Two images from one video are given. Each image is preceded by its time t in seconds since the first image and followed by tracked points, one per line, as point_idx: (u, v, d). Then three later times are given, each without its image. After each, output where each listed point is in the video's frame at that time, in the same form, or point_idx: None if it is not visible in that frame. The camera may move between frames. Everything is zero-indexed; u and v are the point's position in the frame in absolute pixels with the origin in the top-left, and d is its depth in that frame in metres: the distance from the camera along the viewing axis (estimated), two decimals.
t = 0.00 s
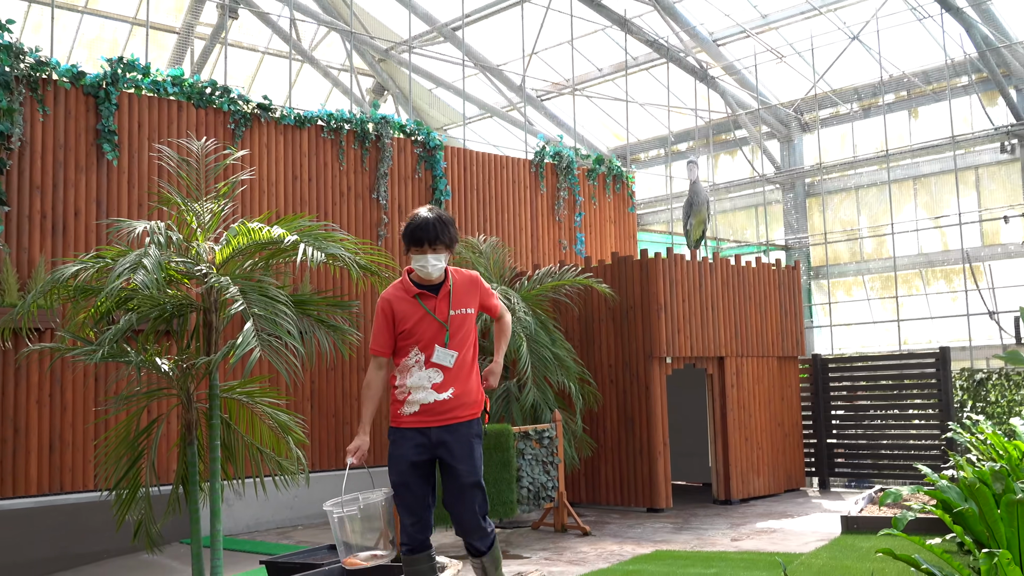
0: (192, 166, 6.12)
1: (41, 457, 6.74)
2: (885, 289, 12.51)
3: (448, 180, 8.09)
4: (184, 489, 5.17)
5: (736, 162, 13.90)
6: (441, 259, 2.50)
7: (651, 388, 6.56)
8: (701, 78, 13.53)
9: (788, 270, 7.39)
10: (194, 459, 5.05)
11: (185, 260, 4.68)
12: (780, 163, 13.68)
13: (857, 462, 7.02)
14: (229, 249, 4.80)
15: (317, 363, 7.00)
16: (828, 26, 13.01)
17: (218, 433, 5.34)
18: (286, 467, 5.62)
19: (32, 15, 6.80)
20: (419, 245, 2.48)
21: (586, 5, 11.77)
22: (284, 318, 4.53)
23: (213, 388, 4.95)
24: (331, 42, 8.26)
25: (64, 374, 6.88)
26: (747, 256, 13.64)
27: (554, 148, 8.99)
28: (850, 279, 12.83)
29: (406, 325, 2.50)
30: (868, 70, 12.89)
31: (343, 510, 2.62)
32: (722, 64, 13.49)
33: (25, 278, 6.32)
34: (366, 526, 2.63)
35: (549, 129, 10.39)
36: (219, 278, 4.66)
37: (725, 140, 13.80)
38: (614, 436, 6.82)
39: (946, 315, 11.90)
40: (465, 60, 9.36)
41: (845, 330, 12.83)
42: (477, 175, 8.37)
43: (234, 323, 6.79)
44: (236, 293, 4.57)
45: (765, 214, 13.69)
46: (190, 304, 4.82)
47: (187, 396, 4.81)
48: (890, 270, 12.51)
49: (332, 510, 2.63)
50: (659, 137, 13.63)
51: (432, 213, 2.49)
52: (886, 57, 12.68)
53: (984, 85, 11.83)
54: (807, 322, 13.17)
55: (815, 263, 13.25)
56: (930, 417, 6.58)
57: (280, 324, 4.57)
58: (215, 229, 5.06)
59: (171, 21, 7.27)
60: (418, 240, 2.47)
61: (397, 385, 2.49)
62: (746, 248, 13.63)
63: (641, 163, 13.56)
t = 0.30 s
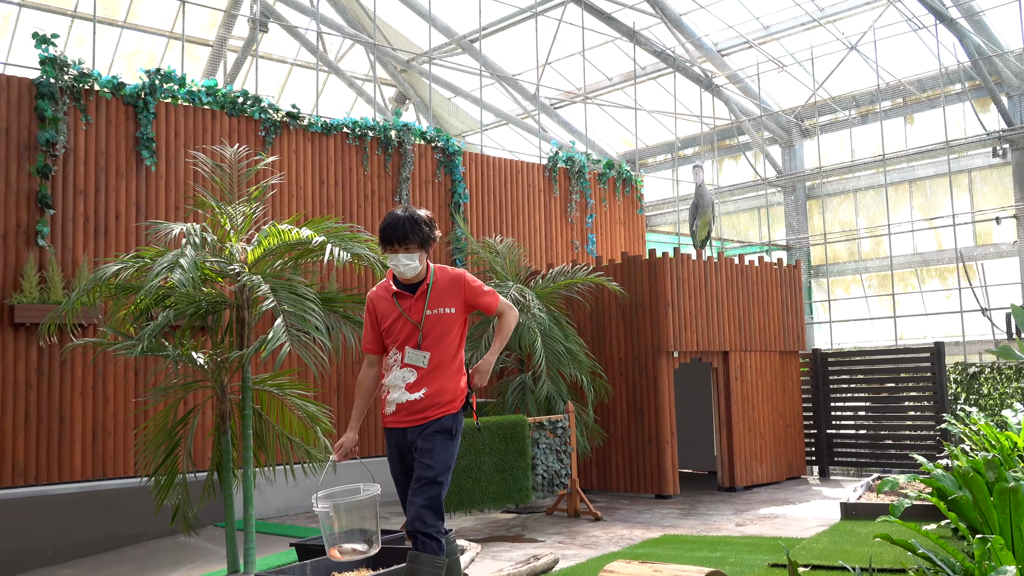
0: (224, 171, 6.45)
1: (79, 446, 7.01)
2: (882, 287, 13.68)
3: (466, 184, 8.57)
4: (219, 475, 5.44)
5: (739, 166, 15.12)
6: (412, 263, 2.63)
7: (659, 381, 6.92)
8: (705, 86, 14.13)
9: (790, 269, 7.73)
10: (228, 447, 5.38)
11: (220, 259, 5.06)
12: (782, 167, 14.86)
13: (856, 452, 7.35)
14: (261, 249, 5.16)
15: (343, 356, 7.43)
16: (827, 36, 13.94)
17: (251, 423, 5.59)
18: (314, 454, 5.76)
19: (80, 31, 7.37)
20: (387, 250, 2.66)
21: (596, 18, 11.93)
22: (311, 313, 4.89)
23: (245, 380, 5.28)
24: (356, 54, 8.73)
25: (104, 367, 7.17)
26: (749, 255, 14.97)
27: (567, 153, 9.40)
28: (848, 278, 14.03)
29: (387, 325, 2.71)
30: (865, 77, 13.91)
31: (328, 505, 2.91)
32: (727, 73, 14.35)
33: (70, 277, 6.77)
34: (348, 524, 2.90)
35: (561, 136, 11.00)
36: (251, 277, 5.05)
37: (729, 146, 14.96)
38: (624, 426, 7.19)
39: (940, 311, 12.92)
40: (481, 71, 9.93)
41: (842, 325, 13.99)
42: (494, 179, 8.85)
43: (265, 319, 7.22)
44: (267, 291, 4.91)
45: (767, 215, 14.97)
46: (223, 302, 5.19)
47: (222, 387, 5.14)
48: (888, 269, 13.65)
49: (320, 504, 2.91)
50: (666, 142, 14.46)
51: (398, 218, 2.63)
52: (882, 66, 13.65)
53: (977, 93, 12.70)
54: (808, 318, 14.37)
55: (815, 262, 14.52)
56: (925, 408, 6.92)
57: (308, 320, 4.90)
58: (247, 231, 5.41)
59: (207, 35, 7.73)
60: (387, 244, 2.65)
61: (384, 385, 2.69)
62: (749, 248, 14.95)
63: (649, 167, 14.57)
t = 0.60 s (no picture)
0: (268, 173, 6.87)
1: (135, 435, 7.29)
2: (895, 284, 14.10)
3: (495, 186, 8.98)
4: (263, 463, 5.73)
5: (757, 168, 15.45)
6: (405, 251, 2.66)
7: (680, 373, 7.24)
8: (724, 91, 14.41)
9: (806, 266, 8.03)
10: (271, 436, 5.75)
11: (263, 258, 5.44)
12: (798, 168, 15.13)
13: (870, 442, 7.64)
14: (303, 248, 5.55)
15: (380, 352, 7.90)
16: (842, 43, 14.23)
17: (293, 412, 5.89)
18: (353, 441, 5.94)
19: (131, 43, 7.81)
20: (383, 237, 2.70)
21: (619, 26, 12.42)
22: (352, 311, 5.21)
23: (288, 371, 5.63)
24: (390, 62, 9.21)
25: (156, 360, 7.45)
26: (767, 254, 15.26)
27: (592, 156, 9.72)
28: (863, 275, 14.49)
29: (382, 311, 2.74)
30: (879, 81, 14.28)
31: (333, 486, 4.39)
32: (746, 79, 14.53)
33: (124, 276, 7.22)
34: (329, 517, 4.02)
35: (586, 140, 11.43)
36: (292, 275, 5.42)
37: (748, 148, 15.20)
38: (646, 416, 7.52)
39: (951, 307, 13.38)
40: (510, 79, 10.49)
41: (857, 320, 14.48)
42: (523, 181, 9.26)
43: (306, 316, 7.64)
44: (308, 288, 5.29)
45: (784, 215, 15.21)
46: (266, 299, 5.57)
47: (266, 377, 5.48)
48: (901, 266, 14.04)
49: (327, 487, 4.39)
50: (688, 145, 14.72)
51: (392, 205, 2.66)
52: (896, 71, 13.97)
53: (989, 96, 13.06)
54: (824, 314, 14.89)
55: (831, 259, 14.88)
56: (937, 400, 7.17)
57: (348, 315, 5.25)
58: (288, 230, 5.80)
59: (250, 46, 8.22)
60: (381, 231, 2.69)
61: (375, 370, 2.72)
62: (768, 246, 15.23)
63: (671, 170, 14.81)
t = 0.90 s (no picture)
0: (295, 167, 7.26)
1: (172, 416, 7.72)
2: (898, 268, 14.39)
3: (513, 177, 9.35)
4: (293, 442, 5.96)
5: (764, 158, 15.63)
6: (375, 237, 2.51)
7: (690, 355, 7.57)
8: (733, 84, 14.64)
9: (812, 251, 8.35)
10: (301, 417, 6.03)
11: (292, 247, 5.75)
12: (804, 158, 15.40)
13: (873, 420, 7.94)
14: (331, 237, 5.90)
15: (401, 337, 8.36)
16: (847, 36, 14.39)
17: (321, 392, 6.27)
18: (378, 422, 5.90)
19: (166, 44, 8.29)
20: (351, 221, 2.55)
21: (631, 22, 12.67)
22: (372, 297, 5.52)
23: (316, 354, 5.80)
24: (411, 60, 9.61)
25: (191, 345, 7.84)
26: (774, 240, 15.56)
27: (605, 147, 10.06)
28: (867, 261, 14.80)
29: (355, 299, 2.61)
30: (883, 74, 14.43)
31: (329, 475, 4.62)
32: (752, 72, 14.75)
33: (160, 265, 7.64)
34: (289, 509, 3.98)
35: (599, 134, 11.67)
36: (321, 264, 5.77)
37: (755, 139, 15.45)
38: (658, 396, 7.87)
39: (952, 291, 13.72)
40: (526, 75, 10.82)
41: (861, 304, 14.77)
42: (538, 173, 9.62)
43: (332, 301, 8.05)
44: (336, 275, 5.68)
45: (791, 203, 15.69)
46: (296, 285, 5.88)
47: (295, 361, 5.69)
48: (903, 252, 14.32)
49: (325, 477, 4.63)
50: (696, 137, 15.25)
51: (359, 187, 2.51)
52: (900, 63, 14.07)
53: (989, 87, 13.21)
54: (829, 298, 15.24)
55: (835, 246, 15.30)
56: (938, 380, 7.47)
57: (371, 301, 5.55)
58: (315, 221, 6.12)
59: (277, 45, 8.65)
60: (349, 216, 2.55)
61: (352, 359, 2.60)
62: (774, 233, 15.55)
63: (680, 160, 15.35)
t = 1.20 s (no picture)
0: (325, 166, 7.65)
1: (208, 404, 8.04)
2: (903, 262, 15.03)
3: (531, 175, 9.78)
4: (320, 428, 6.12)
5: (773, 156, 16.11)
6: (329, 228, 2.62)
7: (702, 346, 7.90)
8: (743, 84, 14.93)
9: (819, 247, 8.74)
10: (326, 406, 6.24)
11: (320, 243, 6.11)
12: (811, 155, 16.03)
13: (878, 408, 8.30)
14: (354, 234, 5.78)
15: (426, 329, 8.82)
16: (853, 38, 14.90)
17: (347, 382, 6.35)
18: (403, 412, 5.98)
19: (201, 49, 8.69)
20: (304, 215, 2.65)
21: (642, 26, 13.10)
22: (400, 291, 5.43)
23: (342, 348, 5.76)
24: (433, 63, 10.03)
25: (226, 336, 8.21)
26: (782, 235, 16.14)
27: (620, 146, 10.51)
28: (873, 254, 15.40)
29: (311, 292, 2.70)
30: (888, 73, 14.92)
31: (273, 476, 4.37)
32: (762, 73, 15.22)
33: (195, 259, 8.05)
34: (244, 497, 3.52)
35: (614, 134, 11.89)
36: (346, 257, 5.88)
37: (765, 138, 15.83)
38: (670, 385, 8.20)
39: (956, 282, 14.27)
40: (543, 77, 11.08)
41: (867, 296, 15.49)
42: (558, 171, 10.05)
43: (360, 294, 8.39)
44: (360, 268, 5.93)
45: (799, 199, 16.23)
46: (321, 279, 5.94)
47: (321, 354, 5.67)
48: (908, 245, 14.98)
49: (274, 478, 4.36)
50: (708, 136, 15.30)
51: (312, 179, 2.61)
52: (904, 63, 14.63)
53: (992, 85, 13.77)
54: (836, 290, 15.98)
55: (842, 240, 15.90)
56: (942, 370, 7.73)
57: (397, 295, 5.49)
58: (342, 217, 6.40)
59: (307, 49, 9.12)
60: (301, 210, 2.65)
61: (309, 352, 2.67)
62: (783, 228, 16.06)
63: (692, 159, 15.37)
